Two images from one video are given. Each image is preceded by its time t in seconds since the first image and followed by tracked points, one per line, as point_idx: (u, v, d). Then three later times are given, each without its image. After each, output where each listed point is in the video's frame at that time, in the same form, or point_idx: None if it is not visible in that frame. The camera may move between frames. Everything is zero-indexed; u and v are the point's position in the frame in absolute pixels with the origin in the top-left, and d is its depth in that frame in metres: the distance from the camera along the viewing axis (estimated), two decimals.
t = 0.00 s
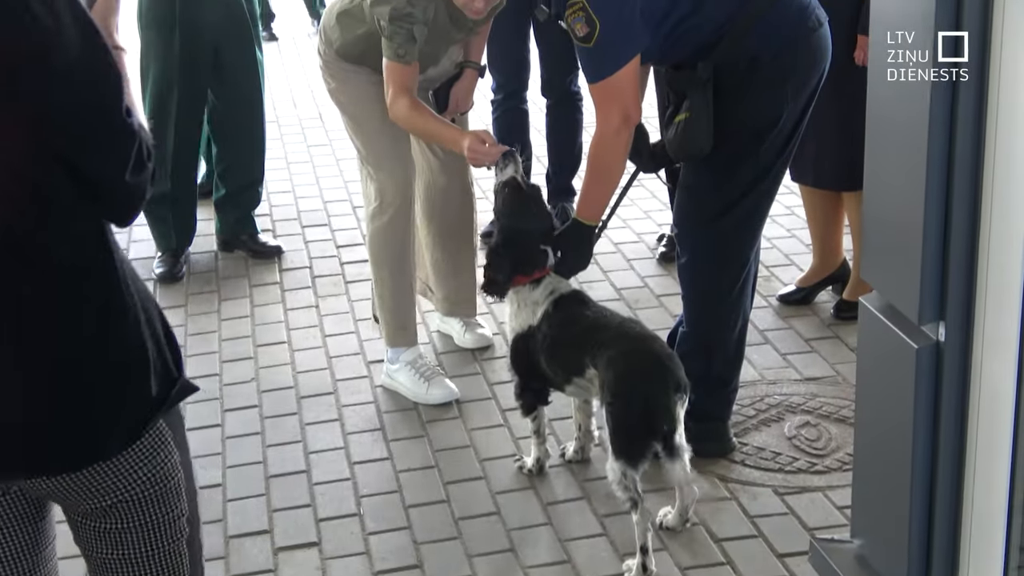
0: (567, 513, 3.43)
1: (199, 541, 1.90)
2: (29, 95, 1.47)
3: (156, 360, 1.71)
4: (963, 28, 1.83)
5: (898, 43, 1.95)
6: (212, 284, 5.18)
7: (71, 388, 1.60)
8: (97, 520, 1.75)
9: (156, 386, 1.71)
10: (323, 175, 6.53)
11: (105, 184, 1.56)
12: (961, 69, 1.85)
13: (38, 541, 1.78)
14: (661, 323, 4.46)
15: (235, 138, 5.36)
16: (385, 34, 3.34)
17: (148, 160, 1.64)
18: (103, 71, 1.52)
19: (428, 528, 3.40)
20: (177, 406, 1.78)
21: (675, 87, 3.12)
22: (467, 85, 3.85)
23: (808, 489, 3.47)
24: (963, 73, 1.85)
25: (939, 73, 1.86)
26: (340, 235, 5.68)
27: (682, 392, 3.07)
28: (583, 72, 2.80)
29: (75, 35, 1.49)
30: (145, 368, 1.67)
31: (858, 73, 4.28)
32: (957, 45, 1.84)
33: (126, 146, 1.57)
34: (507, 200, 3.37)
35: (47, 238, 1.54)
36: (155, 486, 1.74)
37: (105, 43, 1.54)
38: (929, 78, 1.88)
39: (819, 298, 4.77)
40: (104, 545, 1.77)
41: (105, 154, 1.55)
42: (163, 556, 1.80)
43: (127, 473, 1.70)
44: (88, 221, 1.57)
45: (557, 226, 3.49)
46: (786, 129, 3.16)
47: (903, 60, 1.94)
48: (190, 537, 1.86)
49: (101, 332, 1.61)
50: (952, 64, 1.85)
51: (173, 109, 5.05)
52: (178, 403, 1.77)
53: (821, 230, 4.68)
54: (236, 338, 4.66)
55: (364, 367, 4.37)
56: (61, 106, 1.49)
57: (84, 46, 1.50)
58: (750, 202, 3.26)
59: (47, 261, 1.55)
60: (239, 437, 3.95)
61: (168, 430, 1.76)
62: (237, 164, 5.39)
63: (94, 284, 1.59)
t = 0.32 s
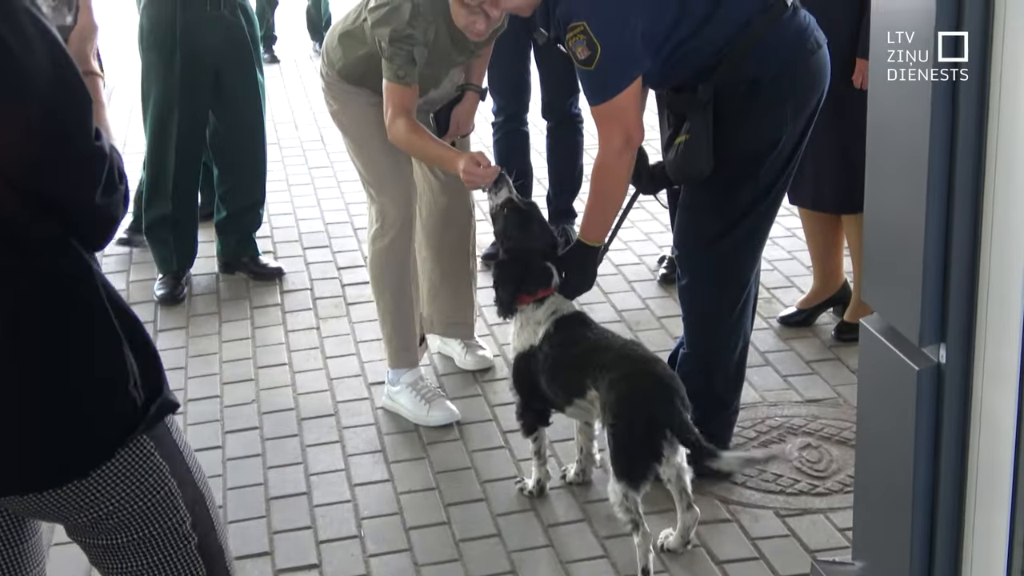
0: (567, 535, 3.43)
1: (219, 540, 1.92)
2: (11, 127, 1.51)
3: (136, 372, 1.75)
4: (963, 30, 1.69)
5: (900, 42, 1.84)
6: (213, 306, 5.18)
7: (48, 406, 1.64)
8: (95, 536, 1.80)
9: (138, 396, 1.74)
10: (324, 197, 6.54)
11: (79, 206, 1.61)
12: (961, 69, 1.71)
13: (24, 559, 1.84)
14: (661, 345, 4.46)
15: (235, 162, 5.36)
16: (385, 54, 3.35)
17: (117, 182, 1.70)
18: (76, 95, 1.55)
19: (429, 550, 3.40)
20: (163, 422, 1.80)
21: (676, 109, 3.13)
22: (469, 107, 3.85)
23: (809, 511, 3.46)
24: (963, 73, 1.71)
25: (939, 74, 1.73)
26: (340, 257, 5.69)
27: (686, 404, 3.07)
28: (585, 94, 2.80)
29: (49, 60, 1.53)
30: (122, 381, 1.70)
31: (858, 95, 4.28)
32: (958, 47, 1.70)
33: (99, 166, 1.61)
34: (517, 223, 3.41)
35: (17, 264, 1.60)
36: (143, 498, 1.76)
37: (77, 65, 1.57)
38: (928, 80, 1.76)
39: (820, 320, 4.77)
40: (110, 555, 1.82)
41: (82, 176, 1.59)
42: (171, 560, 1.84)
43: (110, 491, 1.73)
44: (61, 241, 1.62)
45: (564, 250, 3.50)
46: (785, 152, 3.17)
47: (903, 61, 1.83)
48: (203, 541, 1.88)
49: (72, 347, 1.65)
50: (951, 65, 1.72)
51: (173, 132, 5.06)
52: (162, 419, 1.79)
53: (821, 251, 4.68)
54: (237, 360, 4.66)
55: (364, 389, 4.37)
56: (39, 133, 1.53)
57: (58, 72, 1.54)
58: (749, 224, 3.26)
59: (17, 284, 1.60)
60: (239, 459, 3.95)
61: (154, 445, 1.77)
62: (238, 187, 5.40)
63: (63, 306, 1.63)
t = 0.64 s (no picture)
0: (569, 555, 3.42)
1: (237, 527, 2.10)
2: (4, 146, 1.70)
3: (143, 385, 1.95)
4: (965, 30, 1.68)
5: (900, 42, 1.84)
6: (214, 327, 5.18)
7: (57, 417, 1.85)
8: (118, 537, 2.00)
9: (143, 405, 1.94)
10: (326, 218, 6.55)
11: (70, 220, 1.79)
12: (961, 69, 1.70)
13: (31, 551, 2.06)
14: (663, 365, 4.46)
15: (236, 183, 5.35)
16: (387, 73, 3.38)
17: (105, 200, 1.88)
18: (64, 114, 1.74)
19: (430, 570, 3.40)
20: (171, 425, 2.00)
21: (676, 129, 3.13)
22: (471, 127, 3.86)
23: (812, 532, 3.46)
24: (963, 74, 1.70)
25: (940, 74, 1.72)
26: (342, 277, 5.69)
27: (685, 430, 3.06)
28: (586, 114, 2.81)
29: (36, 85, 1.72)
30: (124, 389, 1.90)
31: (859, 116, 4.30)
32: (958, 47, 1.70)
33: (86, 184, 1.80)
34: (509, 242, 3.41)
35: (26, 286, 1.80)
36: (154, 497, 1.96)
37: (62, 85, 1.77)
38: (929, 81, 1.75)
39: (822, 340, 4.77)
40: (131, 551, 2.02)
41: (70, 193, 1.78)
42: (189, 551, 2.03)
43: (120, 492, 1.92)
44: (59, 257, 1.82)
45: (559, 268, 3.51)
46: (787, 172, 3.18)
47: (903, 61, 1.83)
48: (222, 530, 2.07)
49: (78, 362, 1.85)
50: (952, 65, 1.71)
51: (173, 153, 5.06)
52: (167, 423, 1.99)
53: (823, 272, 4.68)
54: (238, 381, 4.66)
55: (366, 411, 4.37)
56: (30, 146, 1.72)
57: (45, 96, 1.73)
58: (750, 245, 3.26)
59: (26, 306, 1.80)
60: (242, 479, 3.94)
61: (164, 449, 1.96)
62: (239, 210, 5.40)
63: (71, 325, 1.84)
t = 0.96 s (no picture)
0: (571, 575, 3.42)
1: (243, 541, 2.13)
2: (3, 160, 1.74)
3: (145, 400, 1.97)
4: (965, 30, 1.67)
5: (898, 43, 1.84)
6: (216, 346, 5.19)
7: (61, 431, 1.86)
8: (127, 551, 2.02)
9: (148, 418, 1.96)
10: (328, 237, 6.55)
11: (72, 235, 1.83)
12: (961, 69, 1.70)
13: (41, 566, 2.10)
14: (666, 385, 4.46)
15: (235, 202, 5.34)
16: (399, 92, 3.36)
17: (105, 215, 1.92)
18: (63, 128, 1.80)
19: None
20: (176, 439, 2.02)
21: (677, 149, 3.14)
22: (473, 147, 3.86)
23: (814, 551, 3.45)
24: (963, 74, 1.70)
25: (942, 74, 1.72)
26: (344, 297, 5.70)
27: (688, 449, 3.05)
28: (588, 133, 2.81)
29: (36, 98, 1.77)
30: (130, 405, 1.92)
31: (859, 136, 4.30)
32: (958, 47, 1.69)
33: (85, 200, 1.85)
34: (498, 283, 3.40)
35: (22, 297, 1.81)
36: (162, 509, 1.98)
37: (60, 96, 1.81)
38: (931, 79, 1.75)
39: (824, 359, 4.77)
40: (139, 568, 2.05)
41: (74, 208, 1.83)
42: (198, 564, 2.06)
43: (126, 508, 1.95)
44: (64, 271, 1.85)
45: (553, 288, 3.48)
46: (790, 191, 3.17)
47: (902, 61, 1.83)
48: (229, 544, 2.10)
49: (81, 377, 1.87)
50: (952, 65, 1.71)
51: (170, 172, 5.06)
52: (172, 437, 2.01)
53: (827, 291, 4.68)
54: (241, 400, 4.65)
55: (368, 430, 4.37)
56: (31, 161, 1.76)
57: (47, 110, 1.78)
58: (753, 264, 3.26)
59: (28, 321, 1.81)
60: (244, 499, 3.94)
61: (171, 462, 1.99)
62: (235, 228, 5.39)
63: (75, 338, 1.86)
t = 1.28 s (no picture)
0: None
1: (241, 560, 2.17)
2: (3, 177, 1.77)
3: (145, 417, 2.02)
4: (965, 30, 1.66)
5: (897, 44, 1.83)
6: (218, 364, 5.19)
7: (61, 447, 1.91)
8: (128, 568, 2.06)
9: (149, 436, 2.00)
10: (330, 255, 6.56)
11: (71, 250, 1.86)
12: (962, 69, 1.69)
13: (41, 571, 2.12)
14: (668, 403, 4.45)
15: (234, 217, 5.34)
16: (404, 130, 3.39)
17: (109, 230, 1.94)
18: (65, 152, 1.82)
19: None
20: (177, 457, 2.06)
21: (680, 168, 3.16)
22: (467, 167, 3.87)
23: (817, 569, 3.45)
24: (963, 74, 1.69)
25: (943, 74, 1.71)
26: (346, 315, 5.70)
27: (690, 467, 3.05)
28: (589, 153, 2.81)
29: (38, 114, 1.79)
30: (130, 420, 1.96)
31: (861, 155, 4.30)
32: (959, 47, 1.68)
33: (87, 217, 1.87)
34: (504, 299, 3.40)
35: (25, 313, 1.86)
36: (163, 526, 2.02)
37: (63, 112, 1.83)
38: (931, 79, 1.75)
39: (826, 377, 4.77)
40: None
41: (75, 228, 1.86)
42: None
43: (127, 525, 1.99)
44: (64, 287, 1.89)
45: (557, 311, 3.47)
46: (792, 209, 3.17)
47: (903, 61, 1.83)
48: (228, 562, 2.13)
49: (83, 393, 1.91)
50: (953, 65, 1.70)
51: (170, 187, 5.07)
52: (173, 454, 2.05)
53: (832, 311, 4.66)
54: (242, 419, 4.65)
55: (370, 448, 4.36)
56: (29, 183, 1.78)
57: (48, 127, 1.80)
58: (755, 282, 3.26)
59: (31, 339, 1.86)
60: (247, 516, 3.94)
61: (172, 478, 2.02)
62: (237, 245, 5.39)
63: (76, 357, 1.91)
